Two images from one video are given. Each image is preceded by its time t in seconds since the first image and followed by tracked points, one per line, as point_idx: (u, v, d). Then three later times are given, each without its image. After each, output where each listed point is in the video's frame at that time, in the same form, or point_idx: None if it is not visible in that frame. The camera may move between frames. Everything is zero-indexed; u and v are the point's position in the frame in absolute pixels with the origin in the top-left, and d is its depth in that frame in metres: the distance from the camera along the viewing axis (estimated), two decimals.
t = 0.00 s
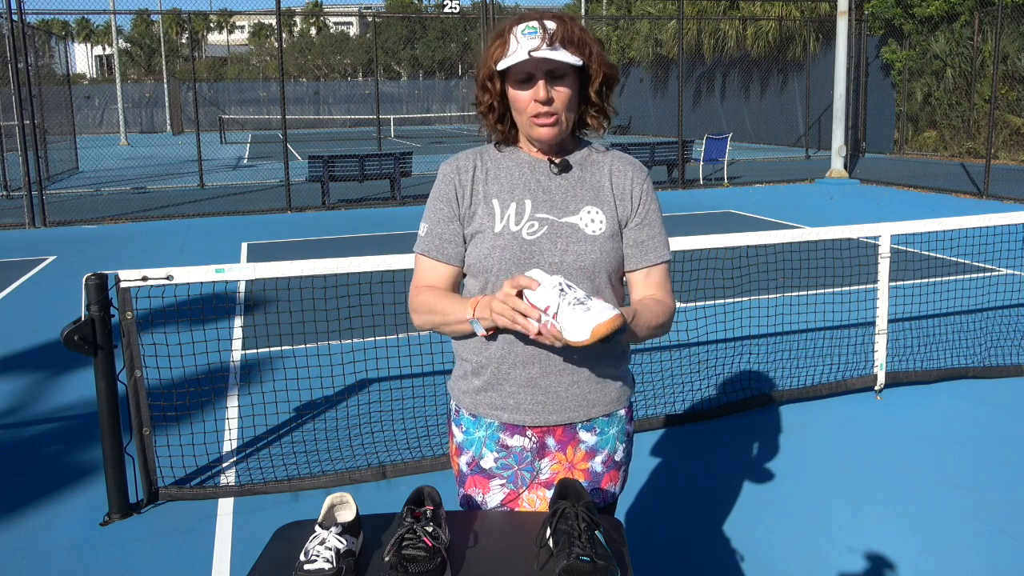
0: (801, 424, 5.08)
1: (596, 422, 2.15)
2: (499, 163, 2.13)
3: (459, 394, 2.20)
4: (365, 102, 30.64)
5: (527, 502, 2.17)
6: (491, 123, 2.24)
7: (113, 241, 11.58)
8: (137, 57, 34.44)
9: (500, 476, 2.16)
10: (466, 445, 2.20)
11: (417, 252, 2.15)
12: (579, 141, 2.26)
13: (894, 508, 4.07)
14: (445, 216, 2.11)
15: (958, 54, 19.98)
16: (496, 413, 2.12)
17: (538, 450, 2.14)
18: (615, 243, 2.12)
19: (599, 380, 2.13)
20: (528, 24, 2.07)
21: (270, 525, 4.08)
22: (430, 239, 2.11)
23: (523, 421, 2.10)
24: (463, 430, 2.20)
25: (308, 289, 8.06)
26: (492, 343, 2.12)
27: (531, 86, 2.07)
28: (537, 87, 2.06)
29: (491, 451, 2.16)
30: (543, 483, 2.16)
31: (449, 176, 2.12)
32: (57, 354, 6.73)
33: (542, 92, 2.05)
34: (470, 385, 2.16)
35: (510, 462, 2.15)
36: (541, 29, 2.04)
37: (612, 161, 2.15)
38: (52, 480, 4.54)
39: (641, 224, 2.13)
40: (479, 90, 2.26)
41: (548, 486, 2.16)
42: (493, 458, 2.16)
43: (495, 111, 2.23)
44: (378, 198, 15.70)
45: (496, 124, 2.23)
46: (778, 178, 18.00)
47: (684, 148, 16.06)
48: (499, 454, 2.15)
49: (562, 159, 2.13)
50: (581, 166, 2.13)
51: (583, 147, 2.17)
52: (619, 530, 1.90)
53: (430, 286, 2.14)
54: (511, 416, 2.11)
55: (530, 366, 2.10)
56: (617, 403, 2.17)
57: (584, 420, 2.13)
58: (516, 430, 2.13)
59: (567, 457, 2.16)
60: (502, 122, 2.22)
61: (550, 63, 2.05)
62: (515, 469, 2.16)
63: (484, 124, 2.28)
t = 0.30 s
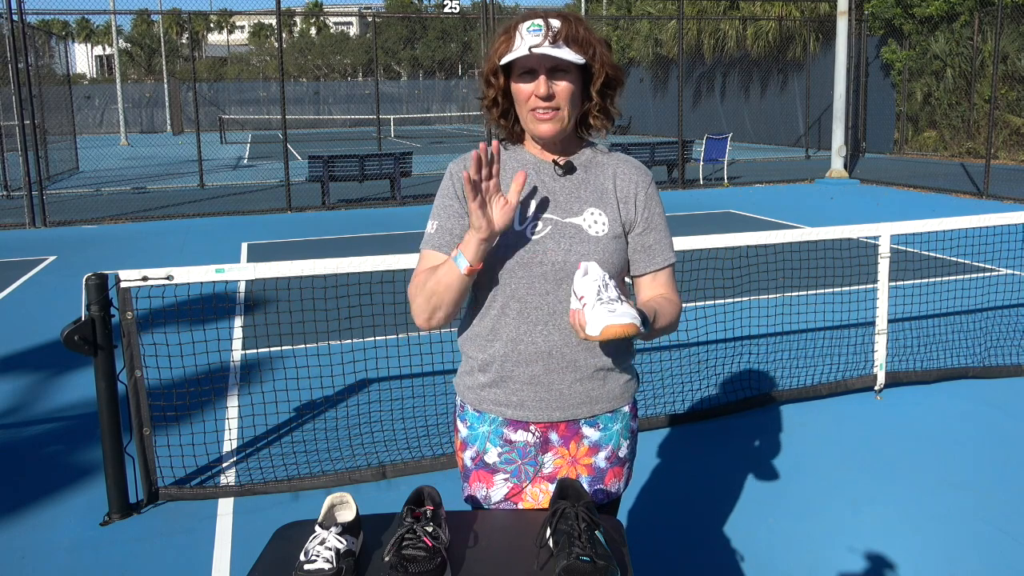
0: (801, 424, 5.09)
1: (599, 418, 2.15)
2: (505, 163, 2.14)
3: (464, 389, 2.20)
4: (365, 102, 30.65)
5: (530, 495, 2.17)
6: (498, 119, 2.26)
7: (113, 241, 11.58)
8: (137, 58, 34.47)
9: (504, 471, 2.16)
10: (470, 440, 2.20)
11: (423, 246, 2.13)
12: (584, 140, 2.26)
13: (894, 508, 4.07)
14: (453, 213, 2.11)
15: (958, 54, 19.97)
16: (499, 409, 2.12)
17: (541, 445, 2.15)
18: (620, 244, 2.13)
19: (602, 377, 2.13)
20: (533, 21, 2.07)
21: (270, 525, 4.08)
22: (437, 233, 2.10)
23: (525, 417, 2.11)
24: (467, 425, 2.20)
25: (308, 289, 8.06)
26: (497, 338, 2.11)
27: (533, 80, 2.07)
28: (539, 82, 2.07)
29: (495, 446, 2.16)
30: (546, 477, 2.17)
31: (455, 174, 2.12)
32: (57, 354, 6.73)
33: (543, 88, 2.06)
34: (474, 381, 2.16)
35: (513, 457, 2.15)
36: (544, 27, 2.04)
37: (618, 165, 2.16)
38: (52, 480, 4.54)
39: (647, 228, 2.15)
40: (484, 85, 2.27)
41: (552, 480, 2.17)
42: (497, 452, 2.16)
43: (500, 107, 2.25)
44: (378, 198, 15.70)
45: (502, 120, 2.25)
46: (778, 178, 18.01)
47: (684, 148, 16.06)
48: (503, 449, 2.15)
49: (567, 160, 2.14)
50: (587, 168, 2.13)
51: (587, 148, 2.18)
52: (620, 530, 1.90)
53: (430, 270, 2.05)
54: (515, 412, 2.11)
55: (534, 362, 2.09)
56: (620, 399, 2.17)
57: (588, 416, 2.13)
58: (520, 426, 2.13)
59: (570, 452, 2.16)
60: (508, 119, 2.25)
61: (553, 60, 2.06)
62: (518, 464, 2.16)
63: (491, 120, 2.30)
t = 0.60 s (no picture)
0: (801, 424, 5.09)
1: (603, 417, 2.15)
2: (512, 162, 2.15)
3: (469, 386, 2.20)
4: (364, 102, 30.66)
5: (533, 493, 2.17)
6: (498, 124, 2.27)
7: (114, 241, 11.58)
8: (137, 58, 34.48)
9: (507, 469, 2.16)
10: (474, 438, 2.19)
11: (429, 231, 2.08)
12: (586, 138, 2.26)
13: (894, 508, 4.07)
14: (464, 204, 2.09)
15: (958, 54, 19.97)
16: (503, 405, 2.12)
17: (545, 443, 2.15)
18: (628, 242, 2.15)
19: (607, 375, 2.13)
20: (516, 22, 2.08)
21: (270, 525, 4.07)
22: (448, 220, 2.07)
23: (530, 414, 2.10)
24: (471, 423, 2.20)
25: (308, 290, 8.06)
26: (505, 334, 2.11)
27: (526, 80, 2.07)
28: (531, 81, 2.06)
29: (498, 444, 2.15)
30: (549, 475, 2.17)
31: (466, 171, 2.12)
32: (57, 353, 6.73)
33: (535, 85, 2.05)
34: (480, 377, 2.16)
35: (517, 455, 2.15)
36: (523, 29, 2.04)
37: (625, 163, 2.18)
38: (52, 481, 4.54)
39: (655, 227, 2.18)
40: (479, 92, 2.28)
41: (554, 478, 2.17)
42: (501, 451, 2.15)
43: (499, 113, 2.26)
44: (378, 198, 15.69)
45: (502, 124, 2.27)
46: (778, 178, 18.00)
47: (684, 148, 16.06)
48: (506, 447, 2.15)
49: (575, 158, 2.14)
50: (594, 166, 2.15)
51: (592, 145, 2.19)
52: (620, 530, 1.90)
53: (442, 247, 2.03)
54: (519, 409, 2.10)
55: (539, 359, 2.09)
56: (624, 399, 2.17)
57: (591, 415, 2.13)
58: (524, 424, 2.13)
59: (573, 451, 2.16)
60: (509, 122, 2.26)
61: (541, 56, 2.05)
62: (522, 462, 2.15)
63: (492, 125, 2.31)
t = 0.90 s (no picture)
0: (801, 424, 5.09)
1: (609, 416, 2.17)
2: (520, 159, 2.14)
3: (474, 387, 2.18)
4: (364, 102, 30.67)
5: (541, 495, 2.17)
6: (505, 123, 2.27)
7: (114, 241, 11.58)
8: (137, 58, 34.50)
9: (515, 471, 2.16)
10: (480, 441, 2.18)
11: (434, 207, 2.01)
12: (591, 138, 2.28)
13: (894, 508, 4.07)
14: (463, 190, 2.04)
15: (958, 54, 19.96)
16: (512, 405, 2.11)
17: (553, 444, 2.15)
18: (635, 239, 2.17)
19: (617, 374, 2.15)
20: (528, 23, 2.09)
21: (270, 525, 4.08)
22: (453, 198, 2.00)
23: (539, 413, 2.10)
24: (477, 425, 2.18)
25: (308, 289, 8.06)
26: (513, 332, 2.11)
27: (539, 83, 2.09)
28: (544, 84, 2.09)
29: (506, 446, 2.15)
30: (557, 475, 2.17)
31: (474, 164, 2.09)
32: (58, 354, 6.74)
33: (549, 88, 2.08)
34: (486, 376, 2.15)
35: (525, 456, 2.15)
36: (538, 29, 2.06)
37: (629, 164, 2.20)
38: (52, 481, 4.54)
39: (659, 227, 2.21)
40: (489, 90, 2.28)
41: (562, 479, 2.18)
42: (508, 453, 2.15)
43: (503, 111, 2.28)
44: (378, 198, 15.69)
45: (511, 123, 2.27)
46: (778, 178, 18.00)
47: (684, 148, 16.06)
48: (514, 449, 2.14)
49: (581, 156, 2.15)
50: (600, 165, 2.16)
51: (597, 146, 2.21)
52: (621, 531, 1.90)
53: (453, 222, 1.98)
54: (528, 407, 2.10)
55: (549, 357, 2.09)
56: (629, 397, 2.19)
57: (598, 413, 2.14)
58: (531, 425, 2.13)
59: (581, 451, 2.17)
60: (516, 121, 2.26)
61: (554, 59, 2.07)
62: (530, 463, 2.16)
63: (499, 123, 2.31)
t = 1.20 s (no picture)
0: (801, 424, 5.09)
1: (602, 421, 2.16)
2: (512, 161, 2.14)
3: (466, 390, 2.20)
4: (364, 102, 30.66)
5: (532, 499, 2.19)
6: (499, 120, 2.27)
7: (114, 241, 11.57)
8: (137, 58, 34.50)
9: (506, 474, 2.17)
10: (471, 443, 2.20)
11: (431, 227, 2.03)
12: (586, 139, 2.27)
13: (894, 508, 4.07)
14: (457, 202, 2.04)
15: (958, 54, 19.97)
16: (503, 408, 2.12)
17: (545, 448, 2.16)
18: (629, 241, 2.16)
19: (610, 377, 2.14)
20: (529, 21, 2.08)
21: (270, 525, 4.08)
22: (443, 214, 2.03)
23: (530, 417, 2.11)
24: (469, 428, 2.21)
25: (308, 289, 8.06)
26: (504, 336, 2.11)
27: (535, 82, 2.09)
28: (541, 83, 2.08)
29: (497, 449, 2.16)
30: (548, 480, 2.18)
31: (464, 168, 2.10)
32: (59, 353, 6.74)
33: (545, 88, 2.08)
34: (478, 379, 2.16)
35: (516, 460, 2.16)
36: (537, 28, 2.06)
37: (623, 163, 2.19)
38: (52, 481, 4.54)
39: (655, 228, 2.18)
40: (486, 85, 2.27)
41: (554, 484, 2.18)
42: (499, 456, 2.16)
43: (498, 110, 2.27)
44: (378, 198, 15.68)
45: (504, 123, 2.26)
46: (779, 178, 18.00)
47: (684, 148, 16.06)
48: (505, 452, 2.16)
49: (574, 157, 2.15)
50: (593, 166, 2.15)
51: (592, 146, 2.20)
52: (621, 531, 1.90)
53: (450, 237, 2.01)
54: (519, 412, 2.11)
55: (541, 361, 2.10)
56: (623, 401, 2.18)
57: (591, 418, 2.14)
58: (522, 429, 2.14)
59: (573, 455, 2.17)
60: (509, 120, 2.26)
61: (552, 58, 2.07)
62: (521, 467, 2.16)
63: (491, 122, 2.31)
